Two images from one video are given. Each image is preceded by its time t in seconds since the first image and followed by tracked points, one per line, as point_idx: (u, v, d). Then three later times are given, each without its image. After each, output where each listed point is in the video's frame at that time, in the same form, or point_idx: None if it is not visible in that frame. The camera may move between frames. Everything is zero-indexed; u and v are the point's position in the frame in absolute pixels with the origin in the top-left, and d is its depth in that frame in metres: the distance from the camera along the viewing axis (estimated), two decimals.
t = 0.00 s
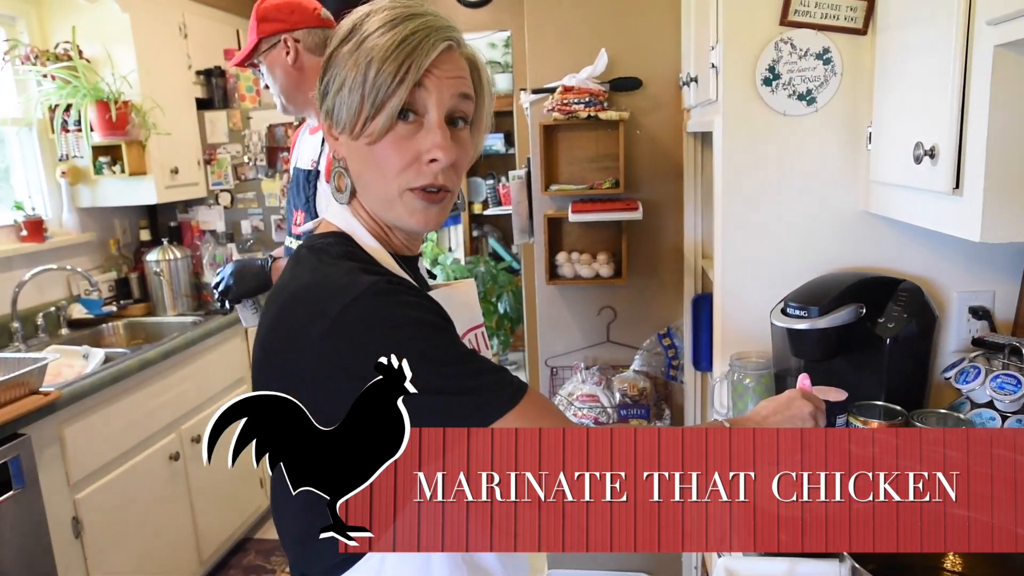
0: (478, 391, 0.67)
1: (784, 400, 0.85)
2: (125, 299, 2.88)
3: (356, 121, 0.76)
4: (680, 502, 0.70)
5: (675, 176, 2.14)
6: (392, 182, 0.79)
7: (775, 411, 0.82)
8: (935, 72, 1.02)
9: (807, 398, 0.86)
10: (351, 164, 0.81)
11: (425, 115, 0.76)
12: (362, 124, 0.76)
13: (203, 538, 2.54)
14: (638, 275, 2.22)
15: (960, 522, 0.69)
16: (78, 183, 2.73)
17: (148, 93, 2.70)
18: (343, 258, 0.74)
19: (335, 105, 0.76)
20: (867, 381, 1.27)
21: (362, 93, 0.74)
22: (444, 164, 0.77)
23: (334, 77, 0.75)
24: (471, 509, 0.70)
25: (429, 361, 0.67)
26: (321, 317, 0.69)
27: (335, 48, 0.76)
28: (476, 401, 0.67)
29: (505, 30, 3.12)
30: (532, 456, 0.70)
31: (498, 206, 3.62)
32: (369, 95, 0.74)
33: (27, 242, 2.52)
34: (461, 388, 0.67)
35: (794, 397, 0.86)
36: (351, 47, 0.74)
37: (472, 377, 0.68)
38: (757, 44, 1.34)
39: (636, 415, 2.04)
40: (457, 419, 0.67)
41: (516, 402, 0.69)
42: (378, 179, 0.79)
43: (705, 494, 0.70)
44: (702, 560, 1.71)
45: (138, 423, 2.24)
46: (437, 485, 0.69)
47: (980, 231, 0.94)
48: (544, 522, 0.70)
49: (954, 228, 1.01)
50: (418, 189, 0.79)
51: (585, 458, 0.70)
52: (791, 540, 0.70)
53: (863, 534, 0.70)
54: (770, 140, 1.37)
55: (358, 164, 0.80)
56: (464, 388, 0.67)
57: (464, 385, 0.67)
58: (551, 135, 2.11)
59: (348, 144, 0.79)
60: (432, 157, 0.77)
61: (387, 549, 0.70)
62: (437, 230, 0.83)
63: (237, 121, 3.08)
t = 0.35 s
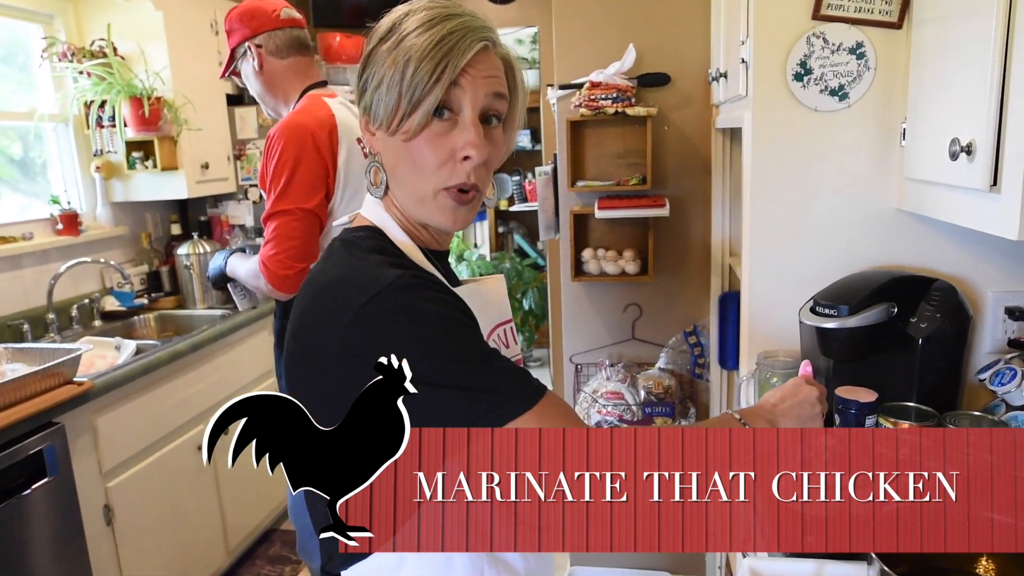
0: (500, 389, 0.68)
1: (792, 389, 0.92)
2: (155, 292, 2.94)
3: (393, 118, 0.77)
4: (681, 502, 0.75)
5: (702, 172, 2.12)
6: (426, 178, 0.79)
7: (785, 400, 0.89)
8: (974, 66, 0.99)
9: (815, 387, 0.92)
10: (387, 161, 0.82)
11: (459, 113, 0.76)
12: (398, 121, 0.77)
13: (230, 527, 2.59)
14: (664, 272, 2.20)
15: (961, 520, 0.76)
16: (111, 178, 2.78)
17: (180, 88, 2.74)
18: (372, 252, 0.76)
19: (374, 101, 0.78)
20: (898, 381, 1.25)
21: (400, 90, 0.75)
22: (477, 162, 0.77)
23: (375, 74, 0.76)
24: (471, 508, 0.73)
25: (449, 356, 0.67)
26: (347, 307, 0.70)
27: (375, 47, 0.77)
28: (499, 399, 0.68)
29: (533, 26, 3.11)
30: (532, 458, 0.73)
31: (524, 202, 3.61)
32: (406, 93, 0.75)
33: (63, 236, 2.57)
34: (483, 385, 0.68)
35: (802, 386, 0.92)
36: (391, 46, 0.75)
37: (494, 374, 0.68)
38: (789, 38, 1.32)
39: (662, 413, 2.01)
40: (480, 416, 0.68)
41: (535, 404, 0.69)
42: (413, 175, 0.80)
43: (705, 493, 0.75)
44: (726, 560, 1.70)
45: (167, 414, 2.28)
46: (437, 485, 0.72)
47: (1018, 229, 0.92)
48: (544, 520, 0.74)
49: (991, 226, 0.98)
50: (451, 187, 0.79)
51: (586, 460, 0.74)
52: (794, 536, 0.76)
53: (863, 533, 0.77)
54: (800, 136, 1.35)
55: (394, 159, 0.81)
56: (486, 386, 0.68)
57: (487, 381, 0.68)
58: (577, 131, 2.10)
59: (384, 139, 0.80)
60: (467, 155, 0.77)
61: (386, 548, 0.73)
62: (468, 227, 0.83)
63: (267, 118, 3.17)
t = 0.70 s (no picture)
0: (522, 377, 0.67)
1: (817, 390, 0.89)
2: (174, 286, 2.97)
3: (474, 125, 0.78)
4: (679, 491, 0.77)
5: (718, 166, 2.10)
6: (497, 184, 0.83)
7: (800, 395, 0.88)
8: (997, 58, 0.97)
9: (841, 388, 0.89)
10: (448, 161, 0.81)
11: (532, 128, 0.81)
12: (480, 128, 0.78)
13: (246, 519, 2.61)
14: (679, 268, 2.19)
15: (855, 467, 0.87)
16: (131, 172, 2.81)
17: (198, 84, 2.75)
18: (396, 243, 0.76)
19: (455, 100, 0.76)
20: (917, 377, 1.23)
21: (489, 101, 0.76)
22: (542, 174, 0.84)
23: (460, 75, 0.76)
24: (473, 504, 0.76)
25: (473, 344, 0.67)
26: (373, 296, 0.70)
27: (454, 48, 0.76)
28: (520, 388, 0.67)
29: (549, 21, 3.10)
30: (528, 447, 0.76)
31: (540, 197, 3.61)
32: (496, 105, 0.77)
33: (83, 230, 2.63)
34: (503, 373, 0.67)
35: (827, 387, 0.90)
36: (477, 54, 0.76)
37: (515, 364, 0.68)
38: (808, 30, 1.31)
39: (676, 409, 1.99)
40: (499, 408, 0.67)
41: (557, 393, 0.68)
42: (479, 177, 0.82)
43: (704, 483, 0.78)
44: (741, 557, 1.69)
45: (185, 407, 2.30)
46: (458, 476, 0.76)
47: None
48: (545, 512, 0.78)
49: (1013, 220, 0.96)
50: (517, 193, 0.85)
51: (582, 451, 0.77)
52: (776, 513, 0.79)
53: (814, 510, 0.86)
54: (820, 129, 1.34)
55: (460, 157, 0.81)
56: (507, 374, 0.67)
57: (508, 370, 0.67)
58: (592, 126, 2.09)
59: (454, 139, 0.80)
60: (534, 167, 0.83)
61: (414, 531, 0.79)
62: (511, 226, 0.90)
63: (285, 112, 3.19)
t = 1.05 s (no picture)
0: (535, 370, 0.68)
1: (811, 380, 0.90)
2: (182, 284, 2.99)
3: (499, 124, 0.79)
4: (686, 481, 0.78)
5: (724, 164, 2.10)
6: (516, 180, 0.84)
7: (807, 390, 0.88)
8: (1002, 55, 0.97)
9: (835, 376, 0.91)
10: (470, 159, 0.82)
11: (548, 127, 0.83)
12: (504, 127, 0.79)
13: (254, 516, 2.63)
14: (685, 265, 2.19)
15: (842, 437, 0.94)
16: (139, 171, 2.83)
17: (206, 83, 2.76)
18: (411, 237, 0.77)
19: (480, 100, 0.77)
20: (921, 375, 1.23)
21: (515, 100, 0.78)
22: (554, 172, 0.86)
23: (486, 75, 0.76)
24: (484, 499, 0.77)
25: (491, 335, 0.68)
26: (390, 288, 0.70)
27: (480, 49, 0.77)
28: (533, 380, 0.67)
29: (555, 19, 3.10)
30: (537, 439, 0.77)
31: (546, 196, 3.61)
32: (521, 105, 0.78)
33: (92, 228, 2.64)
34: (517, 364, 0.67)
35: (823, 376, 0.91)
36: (502, 54, 0.77)
37: (528, 356, 0.68)
38: (813, 27, 1.31)
39: (682, 407, 2.00)
40: (514, 400, 0.67)
41: (568, 387, 0.69)
42: (498, 173, 0.83)
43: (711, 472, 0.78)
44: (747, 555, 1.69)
45: (193, 404, 2.32)
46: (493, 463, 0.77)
47: None
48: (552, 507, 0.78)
49: (1019, 218, 0.96)
50: (531, 190, 0.86)
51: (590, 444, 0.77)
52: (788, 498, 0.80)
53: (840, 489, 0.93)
54: (826, 127, 1.33)
55: (481, 154, 0.81)
56: (521, 367, 0.68)
57: (521, 363, 0.68)
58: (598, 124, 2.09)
59: (478, 138, 0.80)
60: (547, 166, 0.85)
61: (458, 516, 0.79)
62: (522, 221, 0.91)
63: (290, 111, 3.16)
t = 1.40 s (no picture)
0: (532, 374, 0.69)
1: (810, 383, 0.92)
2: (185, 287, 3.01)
3: (500, 126, 0.80)
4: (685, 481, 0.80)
5: (723, 167, 2.11)
6: (517, 181, 0.85)
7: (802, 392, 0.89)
8: (995, 61, 0.99)
9: (834, 379, 0.93)
10: (471, 160, 0.83)
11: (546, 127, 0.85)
12: (505, 130, 0.81)
13: (256, 517, 2.64)
14: (685, 268, 2.20)
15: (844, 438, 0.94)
16: (142, 175, 2.85)
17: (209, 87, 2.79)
18: (413, 240, 0.78)
19: (480, 104, 0.79)
20: (916, 377, 1.24)
21: (514, 102, 0.79)
22: (553, 172, 0.88)
23: (486, 80, 0.78)
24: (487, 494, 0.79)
25: (490, 337, 0.69)
26: (393, 290, 0.72)
27: (478, 55, 0.78)
28: (530, 384, 0.69)
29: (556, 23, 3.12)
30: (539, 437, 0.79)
31: (547, 199, 3.62)
32: (521, 107, 0.80)
33: (96, 231, 2.66)
34: (517, 367, 0.69)
35: (820, 379, 0.93)
36: (500, 58, 0.79)
37: (526, 360, 0.70)
38: (809, 33, 1.32)
39: (682, 408, 2.00)
40: (511, 403, 0.69)
41: (565, 391, 0.70)
42: (499, 176, 0.84)
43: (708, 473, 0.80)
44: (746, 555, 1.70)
45: (196, 406, 2.34)
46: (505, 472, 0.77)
47: None
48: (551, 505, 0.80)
49: (1012, 221, 0.98)
50: (532, 190, 0.88)
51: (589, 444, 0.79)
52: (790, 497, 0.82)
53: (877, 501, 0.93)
54: (823, 131, 1.35)
55: (483, 157, 0.83)
56: (519, 370, 0.69)
57: (519, 366, 0.69)
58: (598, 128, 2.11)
59: (479, 141, 0.82)
60: (547, 166, 0.87)
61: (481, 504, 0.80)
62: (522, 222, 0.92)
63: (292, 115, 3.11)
